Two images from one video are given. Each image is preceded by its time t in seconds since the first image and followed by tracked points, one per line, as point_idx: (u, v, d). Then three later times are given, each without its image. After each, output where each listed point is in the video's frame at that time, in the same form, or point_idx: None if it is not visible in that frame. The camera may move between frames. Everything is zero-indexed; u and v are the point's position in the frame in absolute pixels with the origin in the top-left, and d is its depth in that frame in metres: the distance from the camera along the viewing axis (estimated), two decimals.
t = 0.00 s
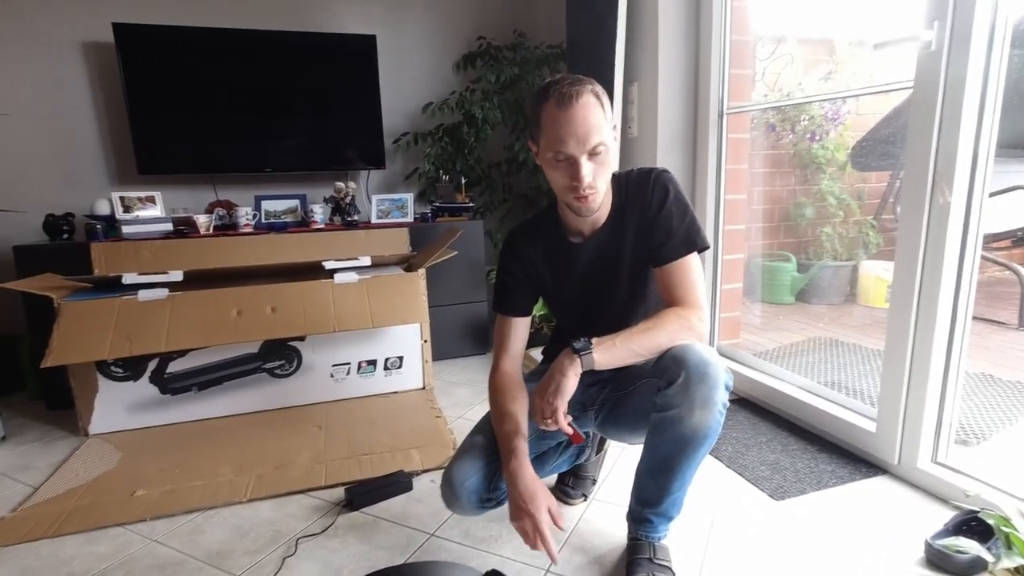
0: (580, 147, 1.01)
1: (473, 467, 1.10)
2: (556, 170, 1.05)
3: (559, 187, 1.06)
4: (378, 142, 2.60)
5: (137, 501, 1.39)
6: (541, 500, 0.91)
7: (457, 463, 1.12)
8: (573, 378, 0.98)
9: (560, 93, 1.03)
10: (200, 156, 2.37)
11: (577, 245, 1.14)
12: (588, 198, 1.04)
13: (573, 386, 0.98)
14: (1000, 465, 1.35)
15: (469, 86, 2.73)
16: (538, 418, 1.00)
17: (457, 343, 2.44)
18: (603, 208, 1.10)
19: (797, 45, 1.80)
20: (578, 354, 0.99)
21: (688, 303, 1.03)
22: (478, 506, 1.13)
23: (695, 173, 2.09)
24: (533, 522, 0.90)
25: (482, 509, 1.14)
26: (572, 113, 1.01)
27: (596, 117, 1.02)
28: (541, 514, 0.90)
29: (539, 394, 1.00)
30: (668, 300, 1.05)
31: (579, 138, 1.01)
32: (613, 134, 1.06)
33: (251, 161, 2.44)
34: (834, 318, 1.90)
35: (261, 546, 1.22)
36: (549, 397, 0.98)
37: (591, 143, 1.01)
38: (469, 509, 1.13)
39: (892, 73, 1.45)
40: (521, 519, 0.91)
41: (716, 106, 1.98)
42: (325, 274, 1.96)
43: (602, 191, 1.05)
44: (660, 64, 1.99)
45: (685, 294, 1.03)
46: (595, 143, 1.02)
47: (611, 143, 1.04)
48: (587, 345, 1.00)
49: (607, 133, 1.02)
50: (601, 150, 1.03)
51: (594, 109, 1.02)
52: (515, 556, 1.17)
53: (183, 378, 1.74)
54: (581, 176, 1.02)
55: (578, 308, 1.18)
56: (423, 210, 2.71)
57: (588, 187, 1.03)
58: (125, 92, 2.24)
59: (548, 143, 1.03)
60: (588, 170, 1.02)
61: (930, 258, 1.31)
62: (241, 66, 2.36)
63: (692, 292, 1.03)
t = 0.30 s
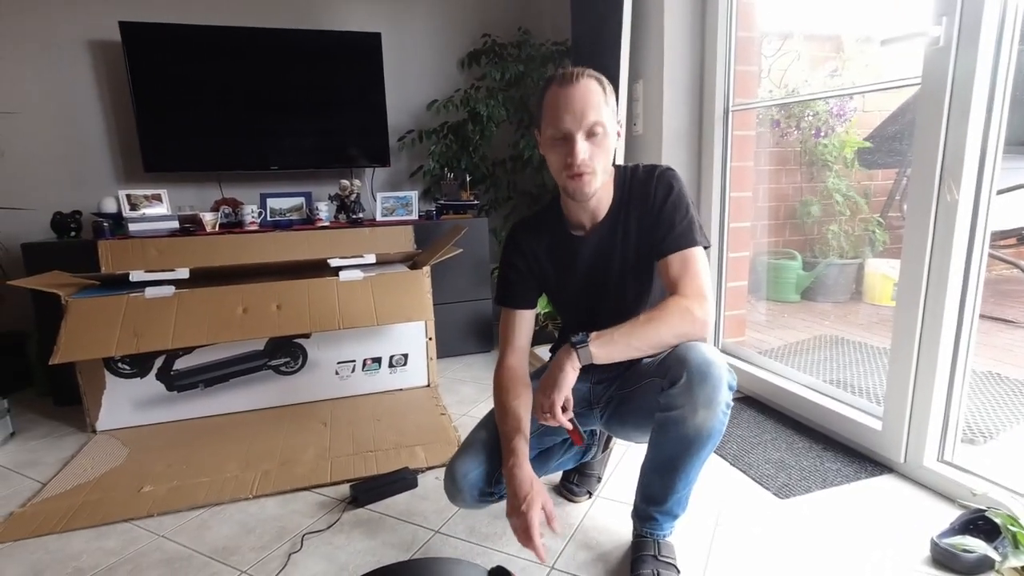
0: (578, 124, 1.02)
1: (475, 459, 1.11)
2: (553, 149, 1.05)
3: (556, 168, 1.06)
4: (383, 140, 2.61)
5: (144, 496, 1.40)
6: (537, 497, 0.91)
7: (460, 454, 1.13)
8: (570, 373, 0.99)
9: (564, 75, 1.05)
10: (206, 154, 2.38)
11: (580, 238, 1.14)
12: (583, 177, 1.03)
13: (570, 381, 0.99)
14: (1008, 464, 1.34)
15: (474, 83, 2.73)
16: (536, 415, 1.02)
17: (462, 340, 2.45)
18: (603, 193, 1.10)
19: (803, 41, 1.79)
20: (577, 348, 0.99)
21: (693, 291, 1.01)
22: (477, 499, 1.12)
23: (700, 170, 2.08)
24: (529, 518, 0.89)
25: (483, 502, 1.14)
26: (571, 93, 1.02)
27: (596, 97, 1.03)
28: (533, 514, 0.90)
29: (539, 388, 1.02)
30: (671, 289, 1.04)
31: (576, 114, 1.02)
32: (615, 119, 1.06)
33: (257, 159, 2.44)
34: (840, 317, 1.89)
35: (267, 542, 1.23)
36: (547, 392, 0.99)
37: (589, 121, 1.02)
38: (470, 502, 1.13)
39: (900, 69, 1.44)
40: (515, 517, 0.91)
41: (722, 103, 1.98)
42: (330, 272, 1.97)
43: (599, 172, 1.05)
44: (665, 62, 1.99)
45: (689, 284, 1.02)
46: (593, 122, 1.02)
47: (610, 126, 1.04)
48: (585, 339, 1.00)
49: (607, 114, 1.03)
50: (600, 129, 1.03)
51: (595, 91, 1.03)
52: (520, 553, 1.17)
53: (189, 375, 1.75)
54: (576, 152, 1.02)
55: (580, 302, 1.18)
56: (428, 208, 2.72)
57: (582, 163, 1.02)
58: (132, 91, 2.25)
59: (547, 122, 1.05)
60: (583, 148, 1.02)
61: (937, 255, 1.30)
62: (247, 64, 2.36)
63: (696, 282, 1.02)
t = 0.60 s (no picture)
0: (586, 111, 1.05)
1: (471, 462, 1.11)
2: (562, 139, 1.06)
3: (567, 159, 1.06)
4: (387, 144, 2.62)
5: (148, 500, 1.40)
6: (536, 506, 0.94)
7: (457, 458, 1.13)
8: (561, 380, 0.98)
9: (569, 74, 1.10)
10: (211, 158, 2.39)
11: (584, 241, 1.15)
12: (595, 163, 1.03)
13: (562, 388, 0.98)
14: (1013, 468, 1.33)
15: (477, 88, 2.74)
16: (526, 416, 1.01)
17: (465, 344, 2.45)
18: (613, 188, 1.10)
19: (806, 45, 1.79)
20: (569, 355, 0.98)
21: (689, 301, 1.02)
22: (475, 502, 1.13)
23: (703, 174, 2.09)
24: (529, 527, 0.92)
25: (481, 506, 1.14)
26: (577, 84, 1.06)
27: (601, 89, 1.07)
28: (532, 522, 0.93)
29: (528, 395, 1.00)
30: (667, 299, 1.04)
31: (583, 101, 1.05)
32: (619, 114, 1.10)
33: (261, 164, 2.46)
34: (845, 320, 1.86)
35: (271, 546, 1.23)
36: (536, 396, 0.98)
37: (596, 108, 1.05)
38: (468, 506, 1.13)
39: (903, 72, 1.44)
40: (514, 523, 0.95)
41: (724, 106, 1.99)
42: (333, 276, 1.98)
43: (609, 159, 1.05)
44: (667, 66, 1.99)
45: (686, 294, 1.02)
46: (600, 109, 1.05)
47: (616, 117, 1.07)
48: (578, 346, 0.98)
49: (612, 105, 1.07)
50: (607, 117, 1.06)
51: (599, 84, 1.08)
52: (523, 558, 1.17)
53: (193, 379, 1.76)
54: (588, 137, 1.03)
55: (583, 308, 1.18)
56: (431, 212, 2.73)
57: (594, 148, 1.03)
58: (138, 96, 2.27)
59: (555, 113, 1.07)
60: (594, 133, 1.03)
61: (941, 258, 1.30)
62: (251, 69, 2.38)
63: (693, 294, 1.02)
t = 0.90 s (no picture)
0: (593, 117, 1.04)
1: (476, 463, 1.11)
2: (569, 146, 1.06)
3: (573, 165, 1.06)
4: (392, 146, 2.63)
5: (154, 499, 1.41)
6: (540, 508, 0.94)
7: (463, 459, 1.13)
8: (566, 381, 0.98)
9: (575, 78, 1.09)
10: (217, 159, 2.40)
11: (589, 243, 1.15)
12: (602, 169, 1.04)
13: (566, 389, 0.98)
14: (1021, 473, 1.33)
15: (482, 90, 2.75)
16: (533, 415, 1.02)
17: (469, 345, 2.45)
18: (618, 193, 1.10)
19: (812, 47, 1.79)
20: (575, 356, 0.98)
21: (694, 304, 1.02)
22: (479, 503, 1.13)
23: (708, 176, 2.09)
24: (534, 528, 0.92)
25: (486, 507, 1.14)
26: (583, 90, 1.06)
27: (607, 94, 1.06)
28: (536, 524, 0.92)
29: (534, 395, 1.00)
30: (672, 301, 1.04)
31: (590, 107, 1.04)
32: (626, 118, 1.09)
33: (267, 165, 2.47)
34: (850, 322, 1.84)
35: (275, 546, 1.23)
36: (543, 397, 0.98)
37: (603, 114, 1.04)
38: (473, 507, 1.13)
39: (910, 74, 1.43)
40: (518, 525, 0.94)
41: (729, 109, 1.99)
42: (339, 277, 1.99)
43: (615, 165, 1.05)
44: (673, 68, 1.99)
45: (691, 297, 1.02)
46: (607, 116, 1.05)
47: (623, 123, 1.07)
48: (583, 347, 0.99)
49: (618, 111, 1.06)
50: (613, 123, 1.05)
51: (605, 90, 1.07)
52: (527, 559, 1.17)
53: (198, 379, 1.76)
54: (594, 144, 1.03)
55: (587, 310, 1.18)
56: (436, 213, 2.73)
57: (600, 155, 1.03)
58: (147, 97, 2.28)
59: (561, 119, 1.07)
60: (600, 140, 1.03)
61: (948, 261, 1.29)
62: (258, 71, 2.39)
63: (696, 296, 1.02)
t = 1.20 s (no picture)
0: (594, 121, 1.04)
1: (481, 463, 1.12)
2: (571, 150, 1.06)
3: (574, 169, 1.06)
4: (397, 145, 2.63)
5: (159, 496, 1.42)
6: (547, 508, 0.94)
7: (467, 459, 1.14)
8: (575, 381, 0.98)
9: (578, 80, 1.08)
10: (223, 158, 2.41)
11: (592, 242, 1.15)
12: (602, 174, 1.04)
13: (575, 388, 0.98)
14: None
15: (487, 89, 2.75)
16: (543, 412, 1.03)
17: (473, 345, 2.45)
18: (620, 195, 1.10)
19: (818, 47, 1.78)
20: (582, 355, 0.98)
21: (701, 303, 1.02)
22: (486, 504, 1.13)
23: (713, 176, 2.09)
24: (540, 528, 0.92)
25: (493, 508, 1.14)
26: (586, 93, 1.05)
27: (610, 97, 1.06)
28: (545, 525, 0.92)
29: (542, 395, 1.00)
30: (678, 300, 1.05)
31: (591, 112, 1.04)
32: (628, 121, 1.08)
33: (272, 164, 2.48)
34: (855, 323, 1.83)
35: (280, 543, 1.24)
36: (551, 395, 0.99)
37: (604, 119, 1.04)
38: (479, 508, 1.13)
39: (916, 74, 1.43)
40: (526, 526, 0.94)
41: (735, 109, 1.98)
42: (344, 276, 2.00)
43: (617, 170, 1.05)
44: (678, 68, 1.99)
45: (696, 296, 1.02)
46: (609, 120, 1.04)
47: (625, 126, 1.06)
48: (593, 347, 0.99)
49: (621, 114, 1.06)
50: (615, 128, 1.05)
51: (607, 92, 1.06)
52: (531, 558, 1.17)
53: (203, 376, 1.77)
54: (595, 149, 1.03)
55: (591, 310, 1.18)
56: (440, 213, 2.74)
57: (601, 160, 1.03)
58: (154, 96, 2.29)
59: (563, 123, 1.07)
60: (601, 145, 1.03)
61: (954, 263, 1.29)
62: (264, 71, 2.40)
63: (702, 295, 1.02)
